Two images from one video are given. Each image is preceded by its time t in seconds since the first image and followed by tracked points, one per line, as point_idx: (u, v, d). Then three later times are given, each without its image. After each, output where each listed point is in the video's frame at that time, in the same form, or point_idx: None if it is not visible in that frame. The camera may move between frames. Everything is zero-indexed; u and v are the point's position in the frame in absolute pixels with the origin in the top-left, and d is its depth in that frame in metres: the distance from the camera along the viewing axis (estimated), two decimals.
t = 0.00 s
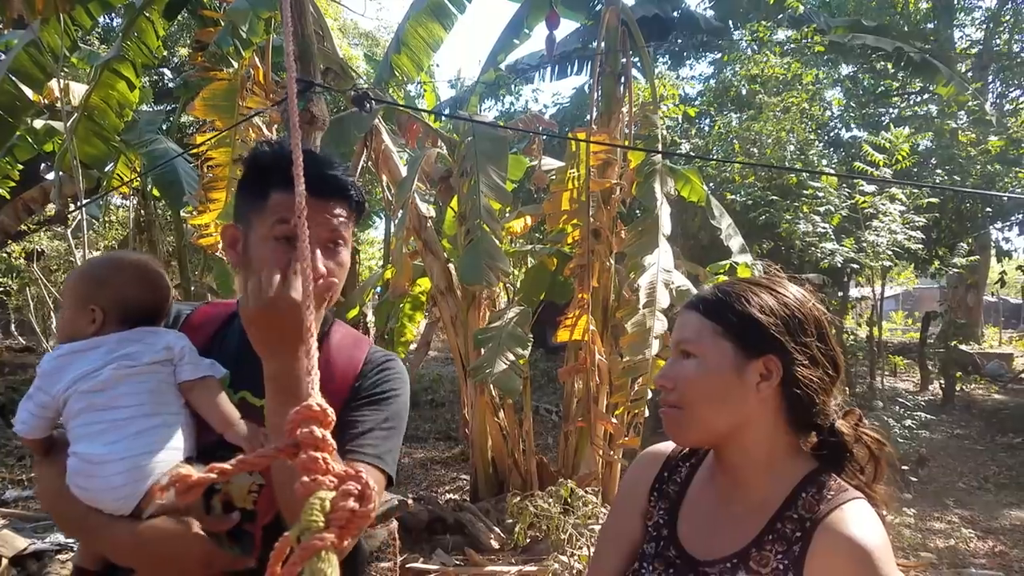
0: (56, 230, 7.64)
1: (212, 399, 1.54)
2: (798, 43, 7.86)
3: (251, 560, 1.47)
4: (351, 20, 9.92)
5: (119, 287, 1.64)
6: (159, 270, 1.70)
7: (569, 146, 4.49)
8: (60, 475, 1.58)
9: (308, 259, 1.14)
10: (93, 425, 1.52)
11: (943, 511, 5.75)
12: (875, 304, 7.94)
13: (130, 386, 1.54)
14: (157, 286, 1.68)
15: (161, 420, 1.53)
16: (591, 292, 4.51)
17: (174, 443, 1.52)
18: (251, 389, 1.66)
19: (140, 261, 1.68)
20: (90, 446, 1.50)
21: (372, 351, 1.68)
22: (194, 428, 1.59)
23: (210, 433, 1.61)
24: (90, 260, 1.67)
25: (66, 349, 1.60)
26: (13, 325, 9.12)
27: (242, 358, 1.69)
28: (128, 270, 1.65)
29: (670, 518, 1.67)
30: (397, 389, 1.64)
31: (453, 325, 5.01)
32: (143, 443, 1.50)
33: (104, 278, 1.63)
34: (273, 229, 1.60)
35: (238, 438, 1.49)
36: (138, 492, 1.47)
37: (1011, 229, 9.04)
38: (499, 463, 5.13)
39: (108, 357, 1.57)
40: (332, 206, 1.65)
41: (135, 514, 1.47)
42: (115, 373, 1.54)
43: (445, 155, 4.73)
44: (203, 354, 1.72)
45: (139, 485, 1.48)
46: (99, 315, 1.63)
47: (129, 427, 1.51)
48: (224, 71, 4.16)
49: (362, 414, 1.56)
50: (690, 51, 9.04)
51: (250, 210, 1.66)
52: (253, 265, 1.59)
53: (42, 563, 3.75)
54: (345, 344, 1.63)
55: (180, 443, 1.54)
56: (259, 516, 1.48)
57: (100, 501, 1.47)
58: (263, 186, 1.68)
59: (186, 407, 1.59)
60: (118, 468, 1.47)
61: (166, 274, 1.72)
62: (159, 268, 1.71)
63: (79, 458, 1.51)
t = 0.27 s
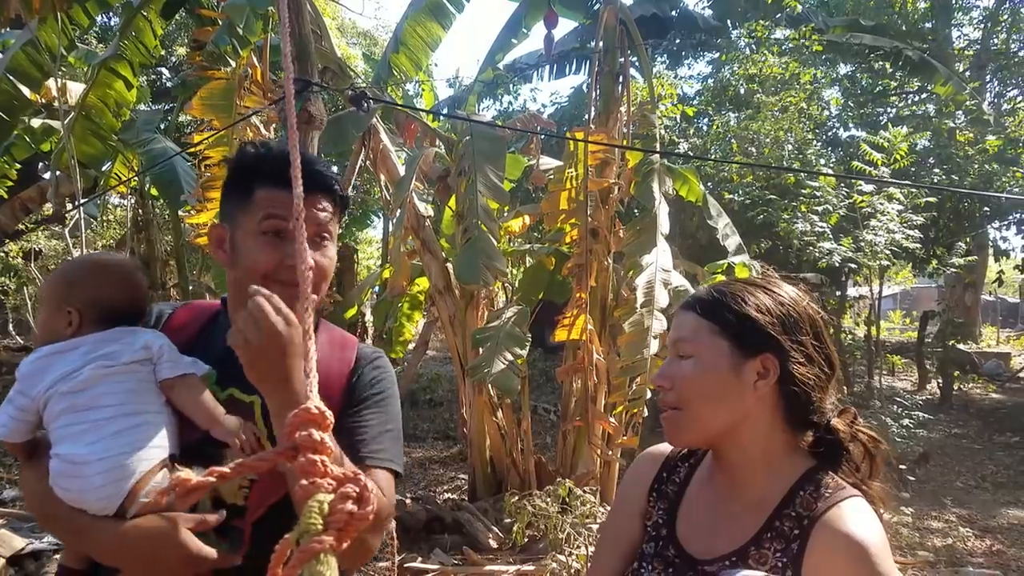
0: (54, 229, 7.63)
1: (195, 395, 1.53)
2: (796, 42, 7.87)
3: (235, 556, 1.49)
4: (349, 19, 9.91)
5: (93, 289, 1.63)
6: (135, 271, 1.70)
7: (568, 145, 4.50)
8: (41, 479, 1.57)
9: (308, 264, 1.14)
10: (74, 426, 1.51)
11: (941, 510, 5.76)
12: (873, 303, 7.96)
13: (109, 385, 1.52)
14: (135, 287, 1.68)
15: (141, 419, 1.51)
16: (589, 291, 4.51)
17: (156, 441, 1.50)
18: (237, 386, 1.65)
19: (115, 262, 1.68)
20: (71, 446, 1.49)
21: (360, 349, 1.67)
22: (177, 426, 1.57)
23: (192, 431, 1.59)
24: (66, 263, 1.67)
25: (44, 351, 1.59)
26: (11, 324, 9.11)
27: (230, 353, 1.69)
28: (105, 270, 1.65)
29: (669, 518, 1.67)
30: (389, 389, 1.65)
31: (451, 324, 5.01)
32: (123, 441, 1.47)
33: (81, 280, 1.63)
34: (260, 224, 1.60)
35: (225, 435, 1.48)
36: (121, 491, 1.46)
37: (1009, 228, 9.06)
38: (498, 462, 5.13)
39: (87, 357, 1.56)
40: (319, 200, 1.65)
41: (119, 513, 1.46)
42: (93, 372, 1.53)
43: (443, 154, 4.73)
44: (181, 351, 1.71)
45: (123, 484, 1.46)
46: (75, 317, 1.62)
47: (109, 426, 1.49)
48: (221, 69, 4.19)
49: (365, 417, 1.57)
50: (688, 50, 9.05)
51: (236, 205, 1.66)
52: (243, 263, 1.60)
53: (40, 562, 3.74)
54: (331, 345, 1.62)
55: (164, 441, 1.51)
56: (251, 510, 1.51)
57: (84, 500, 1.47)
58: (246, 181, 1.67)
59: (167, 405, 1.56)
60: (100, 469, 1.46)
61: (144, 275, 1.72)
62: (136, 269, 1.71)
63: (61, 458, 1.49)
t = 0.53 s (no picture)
0: (52, 229, 7.62)
1: (190, 391, 1.54)
2: (794, 42, 7.89)
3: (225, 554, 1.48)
4: (347, 18, 9.90)
5: (82, 287, 1.64)
6: (124, 269, 1.71)
7: (566, 144, 4.50)
8: (32, 477, 1.56)
9: (306, 276, 1.18)
10: (72, 423, 1.52)
11: (939, 509, 5.77)
12: (871, 302, 7.97)
13: (107, 382, 1.54)
14: (125, 285, 1.69)
15: (140, 415, 1.52)
16: (587, 290, 4.51)
17: (153, 437, 1.51)
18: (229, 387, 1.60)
19: (103, 259, 1.69)
20: (68, 443, 1.49)
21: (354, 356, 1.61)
22: (170, 423, 1.58)
23: (185, 429, 1.59)
24: (56, 262, 1.68)
25: (39, 350, 1.60)
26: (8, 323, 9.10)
27: (220, 350, 1.65)
28: (97, 269, 1.66)
29: (668, 517, 1.66)
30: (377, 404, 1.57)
31: (450, 324, 5.01)
32: (122, 437, 1.48)
33: (71, 278, 1.64)
34: (233, 220, 1.61)
35: (222, 432, 1.50)
36: (118, 487, 1.46)
37: (1007, 228, 9.07)
38: (496, 462, 5.13)
39: (83, 354, 1.57)
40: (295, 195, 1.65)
41: (115, 510, 1.47)
42: (91, 368, 1.54)
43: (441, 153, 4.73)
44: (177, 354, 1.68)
45: (120, 480, 1.46)
46: (66, 316, 1.63)
47: (108, 422, 1.50)
48: (220, 68, 4.17)
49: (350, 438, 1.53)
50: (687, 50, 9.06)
51: (212, 207, 1.67)
52: (223, 261, 1.60)
53: (38, 562, 3.73)
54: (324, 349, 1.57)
55: (159, 437, 1.52)
56: (243, 510, 1.49)
57: (80, 496, 1.46)
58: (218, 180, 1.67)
59: (163, 403, 1.58)
60: (97, 464, 1.46)
61: (133, 275, 1.73)
62: (127, 269, 1.72)
63: (57, 455, 1.50)
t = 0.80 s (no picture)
0: (50, 228, 7.60)
1: (181, 392, 1.53)
2: (792, 41, 7.88)
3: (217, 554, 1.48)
4: (345, 17, 9.88)
5: (78, 286, 1.61)
6: (119, 267, 1.68)
7: (564, 144, 4.51)
8: (25, 476, 1.53)
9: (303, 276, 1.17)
10: (62, 420, 1.49)
11: (938, 509, 5.77)
12: (870, 301, 7.97)
13: (99, 380, 1.52)
14: (122, 283, 1.67)
15: (132, 414, 1.50)
16: (586, 290, 4.51)
17: (145, 437, 1.50)
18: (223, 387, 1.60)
19: (100, 257, 1.66)
20: (59, 440, 1.47)
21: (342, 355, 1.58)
22: (163, 423, 1.57)
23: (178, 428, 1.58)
24: (50, 259, 1.65)
25: (32, 347, 1.57)
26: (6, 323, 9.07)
27: (213, 348, 1.65)
28: (95, 267, 1.64)
29: (671, 517, 1.66)
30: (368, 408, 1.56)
31: (448, 323, 5.01)
32: (113, 436, 1.47)
33: (68, 275, 1.61)
34: (226, 216, 1.61)
35: (210, 433, 1.48)
36: (109, 486, 1.45)
37: (1005, 227, 9.08)
38: (495, 461, 5.13)
39: (76, 352, 1.54)
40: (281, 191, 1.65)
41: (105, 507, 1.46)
42: (83, 367, 1.52)
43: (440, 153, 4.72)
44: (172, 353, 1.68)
45: (111, 478, 1.45)
46: (60, 314, 1.60)
47: (100, 420, 1.48)
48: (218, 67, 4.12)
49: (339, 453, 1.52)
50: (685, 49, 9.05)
51: (204, 203, 1.67)
52: (215, 258, 1.61)
53: (35, 562, 3.71)
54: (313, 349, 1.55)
55: (151, 435, 1.51)
56: (233, 511, 1.49)
57: (70, 494, 1.45)
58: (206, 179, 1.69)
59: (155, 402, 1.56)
60: (88, 462, 1.44)
61: (128, 274, 1.71)
62: (121, 267, 1.70)
63: (47, 452, 1.48)
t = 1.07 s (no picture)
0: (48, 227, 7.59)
1: (180, 392, 1.53)
2: (791, 40, 7.89)
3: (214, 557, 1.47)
4: (344, 16, 9.88)
5: (82, 284, 1.64)
6: (123, 268, 1.71)
7: (563, 143, 4.51)
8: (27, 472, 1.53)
9: (303, 275, 1.17)
10: (62, 417, 1.50)
11: (936, 508, 5.77)
12: (868, 301, 7.97)
13: (100, 378, 1.52)
14: (126, 284, 1.69)
15: (131, 412, 1.50)
16: (585, 289, 4.51)
17: (142, 436, 1.49)
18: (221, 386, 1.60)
19: (105, 259, 1.70)
20: (58, 437, 1.48)
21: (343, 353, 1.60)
22: (163, 422, 1.56)
23: (177, 427, 1.57)
24: (57, 260, 1.69)
25: (37, 345, 1.59)
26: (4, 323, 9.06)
27: (212, 350, 1.65)
28: (100, 266, 1.67)
29: (673, 516, 1.66)
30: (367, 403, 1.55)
31: (448, 323, 5.01)
32: (112, 434, 1.46)
33: (72, 274, 1.64)
34: (226, 213, 1.62)
35: (209, 433, 1.48)
36: (105, 483, 1.44)
37: (1004, 227, 9.09)
38: (494, 461, 5.13)
39: (78, 350, 1.56)
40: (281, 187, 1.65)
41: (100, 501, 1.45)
42: (84, 365, 1.53)
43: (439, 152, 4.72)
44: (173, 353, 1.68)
45: (107, 476, 1.44)
46: (64, 312, 1.62)
47: (98, 418, 1.48)
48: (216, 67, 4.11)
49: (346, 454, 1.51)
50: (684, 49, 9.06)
51: (209, 199, 1.67)
52: (215, 255, 1.61)
53: (34, 562, 3.69)
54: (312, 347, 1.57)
55: (150, 435, 1.50)
56: (231, 512, 1.48)
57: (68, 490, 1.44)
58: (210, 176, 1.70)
59: (156, 401, 1.56)
60: (85, 458, 1.44)
61: (132, 274, 1.73)
62: (125, 268, 1.72)
63: (47, 449, 1.48)
